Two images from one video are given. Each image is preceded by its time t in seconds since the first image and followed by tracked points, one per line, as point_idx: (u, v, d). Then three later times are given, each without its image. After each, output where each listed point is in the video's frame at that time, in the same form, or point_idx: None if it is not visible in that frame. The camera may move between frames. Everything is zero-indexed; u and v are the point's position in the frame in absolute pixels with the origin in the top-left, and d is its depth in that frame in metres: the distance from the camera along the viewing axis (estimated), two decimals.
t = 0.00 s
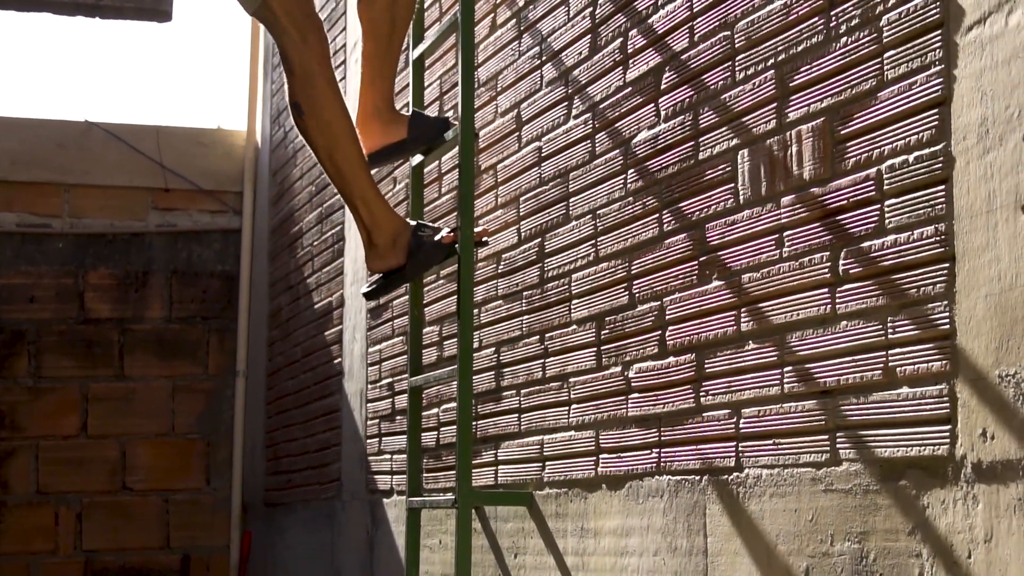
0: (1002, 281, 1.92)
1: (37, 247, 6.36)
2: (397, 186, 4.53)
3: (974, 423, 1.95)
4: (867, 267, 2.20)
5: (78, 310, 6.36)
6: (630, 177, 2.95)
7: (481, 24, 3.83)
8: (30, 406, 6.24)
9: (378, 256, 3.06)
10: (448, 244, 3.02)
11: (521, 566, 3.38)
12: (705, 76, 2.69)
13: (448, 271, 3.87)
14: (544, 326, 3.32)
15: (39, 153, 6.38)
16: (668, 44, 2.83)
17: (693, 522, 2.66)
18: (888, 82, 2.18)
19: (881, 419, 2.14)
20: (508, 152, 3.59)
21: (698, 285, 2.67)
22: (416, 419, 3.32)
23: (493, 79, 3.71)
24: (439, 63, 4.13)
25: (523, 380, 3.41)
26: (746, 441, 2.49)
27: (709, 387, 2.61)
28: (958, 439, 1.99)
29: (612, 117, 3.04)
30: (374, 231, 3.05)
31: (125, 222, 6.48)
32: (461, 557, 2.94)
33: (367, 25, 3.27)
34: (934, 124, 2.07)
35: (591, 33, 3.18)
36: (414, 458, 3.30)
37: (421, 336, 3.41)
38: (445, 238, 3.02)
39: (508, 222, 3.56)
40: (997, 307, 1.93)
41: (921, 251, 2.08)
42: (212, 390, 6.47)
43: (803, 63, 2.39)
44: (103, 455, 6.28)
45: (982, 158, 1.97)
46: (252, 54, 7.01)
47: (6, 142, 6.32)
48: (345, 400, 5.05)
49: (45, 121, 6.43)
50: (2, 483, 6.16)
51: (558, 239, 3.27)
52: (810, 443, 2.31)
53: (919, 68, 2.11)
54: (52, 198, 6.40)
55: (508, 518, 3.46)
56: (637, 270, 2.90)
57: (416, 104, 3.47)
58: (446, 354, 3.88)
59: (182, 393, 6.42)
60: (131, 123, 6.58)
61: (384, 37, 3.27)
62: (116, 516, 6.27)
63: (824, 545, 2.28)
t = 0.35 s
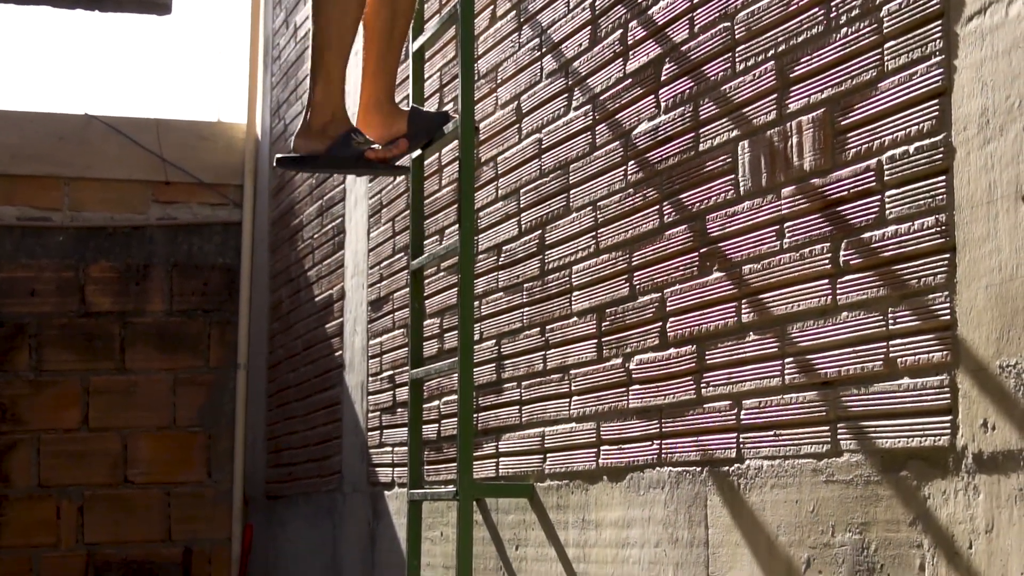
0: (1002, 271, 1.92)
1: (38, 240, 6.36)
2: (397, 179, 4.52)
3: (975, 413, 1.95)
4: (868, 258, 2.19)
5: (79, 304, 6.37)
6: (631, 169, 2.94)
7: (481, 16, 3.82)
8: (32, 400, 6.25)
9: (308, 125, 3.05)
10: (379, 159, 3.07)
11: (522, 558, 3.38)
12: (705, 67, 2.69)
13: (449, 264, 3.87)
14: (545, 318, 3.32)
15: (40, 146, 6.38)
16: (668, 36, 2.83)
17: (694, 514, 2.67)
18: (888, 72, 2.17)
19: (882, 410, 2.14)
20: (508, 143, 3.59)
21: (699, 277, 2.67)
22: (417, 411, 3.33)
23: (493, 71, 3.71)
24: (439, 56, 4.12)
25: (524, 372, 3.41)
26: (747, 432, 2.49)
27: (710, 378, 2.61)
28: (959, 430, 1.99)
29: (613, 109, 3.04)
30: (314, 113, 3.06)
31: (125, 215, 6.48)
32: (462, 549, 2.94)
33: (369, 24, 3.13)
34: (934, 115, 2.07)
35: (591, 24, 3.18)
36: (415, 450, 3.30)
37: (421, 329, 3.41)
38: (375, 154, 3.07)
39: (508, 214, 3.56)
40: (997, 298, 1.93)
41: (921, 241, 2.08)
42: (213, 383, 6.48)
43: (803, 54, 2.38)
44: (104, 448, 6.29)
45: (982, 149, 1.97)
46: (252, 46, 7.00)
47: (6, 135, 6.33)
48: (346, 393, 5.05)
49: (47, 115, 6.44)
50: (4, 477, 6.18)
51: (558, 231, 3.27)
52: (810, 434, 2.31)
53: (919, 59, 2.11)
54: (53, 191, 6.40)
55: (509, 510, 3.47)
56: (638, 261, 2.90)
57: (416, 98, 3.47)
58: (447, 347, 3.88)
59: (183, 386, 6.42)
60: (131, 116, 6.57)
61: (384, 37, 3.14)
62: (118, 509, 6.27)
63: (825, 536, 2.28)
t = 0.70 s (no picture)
0: (1003, 270, 1.92)
1: (39, 237, 6.37)
2: (398, 176, 4.52)
3: (976, 412, 1.95)
4: (869, 256, 2.19)
5: (80, 301, 6.37)
6: (632, 167, 2.94)
7: (482, 15, 3.82)
8: (32, 397, 6.25)
9: None
10: None
11: (523, 556, 3.38)
12: (706, 66, 2.69)
13: (450, 262, 3.87)
14: (546, 316, 3.32)
15: (40, 143, 6.39)
16: (669, 34, 2.83)
17: (695, 512, 2.67)
18: (889, 71, 2.17)
19: (883, 408, 2.14)
20: (509, 142, 3.59)
21: (700, 275, 2.67)
22: (418, 409, 3.33)
23: (494, 69, 3.71)
24: (440, 54, 4.12)
25: (525, 370, 3.41)
26: (748, 431, 2.49)
27: (710, 377, 2.61)
28: (960, 429, 1.99)
29: (614, 107, 3.04)
30: None
31: (125, 212, 6.48)
32: (462, 547, 2.95)
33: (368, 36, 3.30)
34: (935, 113, 2.07)
35: (592, 23, 3.18)
36: (416, 448, 3.31)
37: (422, 327, 3.41)
38: None
39: (509, 212, 3.56)
40: (998, 296, 1.92)
41: (922, 240, 2.08)
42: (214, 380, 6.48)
43: (804, 52, 2.38)
44: (105, 445, 6.29)
45: (984, 148, 1.97)
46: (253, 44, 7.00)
47: (7, 132, 6.34)
48: (347, 391, 5.05)
49: (48, 112, 6.45)
50: (4, 474, 6.18)
51: (559, 229, 3.27)
52: (811, 432, 2.31)
53: (920, 57, 2.11)
54: (53, 189, 6.41)
55: (510, 509, 3.47)
56: (639, 260, 2.90)
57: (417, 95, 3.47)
58: (447, 345, 3.88)
59: (184, 384, 6.42)
60: (132, 113, 6.58)
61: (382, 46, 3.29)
62: (119, 507, 6.28)
63: (826, 534, 2.28)
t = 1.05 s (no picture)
0: (1002, 271, 1.92)
1: (38, 239, 6.37)
2: (397, 178, 4.52)
3: (975, 413, 1.96)
4: (868, 257, 2.19)
5: (79, 303, 6.37)
6: (631, 168, 2.95)
7: (481, 16, 3.82)
8: (31, 399, 6.25)
9: None
10: None
11: (523, 557, 3.38)
12: (705, 67, 2.69)
13: (449, 263, 3.87)
14: (545, 317, 3.32)
15: (40, 145, 6.40)
16: (668, 35, 2.83)
17: (694, 513, 2.67)
18: (888, 72, 2.17)
19: (883, 409, 2.14)
20: (508, 143, 3.59)
21: (700, 276, 2.66)
22: (417, 410, 3.33)
23: (494, 70, 3.71)
24: (439, 55, 4.13)
25: (524, 372, 3.41)
26: (747, 432, 2.49)
27: (710, 377, 2.61)
28: (958, 429, 1.99)
29: (613, 109, 3.04)
30: None
31: (124, 214, 6.48)
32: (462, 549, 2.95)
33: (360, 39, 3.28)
34: (933, 114, 2.07)
35: (591, 24, 3.18)
36: (416, 449, 3.31)
37: (422, 329, 3.42)
38: None
39: (508, 213, 3.56)
40: (997, 297, 1.93)
41: (921, 241, 2.08)
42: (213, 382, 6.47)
43: (803, 53, 2.38)
44: (104, 447, 6.29)
45: (982, 148, 1.97)
46: (252, 46, 7.01)
47: (6, 133, 6.34)
48: (346, 393, 5.05)
49: (47, 113, 6.45)
50: (3, 476, 6.18)
51: (558, 231, 3.27)
52: (811, 432, 2.31)
53: (919, 58, 2.11)
54: (53, 190, 6.41)
55: (509, 510, 3.47)
56: (638, 261, 2.90)
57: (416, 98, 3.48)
58: (447, 346, 3.88)
59: (183, 385, 6.42)
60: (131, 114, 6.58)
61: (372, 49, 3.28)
62: (119, 509, 6.28)
63: (825, 535, 2.28)
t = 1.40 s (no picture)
0: (1003, 278, 1.92)
1: (39, 243, 6.36)
2: (398, 183, 4.51)
3: (975, 420, 1.95)
4: (868, 263, 2.19)
5: (80, 307, 6.36)
6: (631, 174, 2.95)
7: (482, 21, 3.82)
8: (31, 403, 6.25)
9: None
10: None
11: (522, 563, 3.38)
12: (706, 73, 2.69)
13: (449, 268, 3.87)
14: (545, 323, 3.31)
15: (41, 148, 6.39)
16: (669, 41, 2.83)
17: (694, 519, 2.66)
18: (889, 78, 2.17)
19: (883, 415, 2.14)
20: (509, 148, 3.58)
21: (700, 282, 2.66)
22: (417, 416, 3.32)
23: (495, 75, 3.71)
24: (439, 60, 4.13)
25: (524, 377, 3.41)
26: (747, 438, 2.49)
27: (710, 384, 2.61)
28: (959, 437, 1.98)
29: (613, 114, 3.04)
30: None
31: (126, 218, 6.48)
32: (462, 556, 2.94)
33: None
34: (934, 121, 2.07)
35: (592, 30, 3.18)
36: (416, 455, 3.30)
37: (422, 334, 3.42)
38: None
39: (509, 218, 3.55)
40: (998, 304, 1.92)
41: (922, 247, 2.08)
42: (213, 386, 6.47)
43: (804, 59, 2.38)
44: (104, 451, 6.28)
45: (983, 156, 1.97)
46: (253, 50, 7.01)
47: (8, 137, 6.34)
48: (346, 397, 5.05)
49: (49, 116, 6.45)
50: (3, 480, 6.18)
51: (559, 236, 3.27)
52: (811, 439, 2.31)
53: (920, 65, 2.11)
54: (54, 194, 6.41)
55: (509, 515, 3.46)
56: (638, 267, 2.89)
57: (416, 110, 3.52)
58: (447, 351, 3.88)
59: (183, 390, 6.42)
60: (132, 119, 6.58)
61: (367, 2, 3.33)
62: (118, 513, 6.27)
63: (825, 542, 2.28)
